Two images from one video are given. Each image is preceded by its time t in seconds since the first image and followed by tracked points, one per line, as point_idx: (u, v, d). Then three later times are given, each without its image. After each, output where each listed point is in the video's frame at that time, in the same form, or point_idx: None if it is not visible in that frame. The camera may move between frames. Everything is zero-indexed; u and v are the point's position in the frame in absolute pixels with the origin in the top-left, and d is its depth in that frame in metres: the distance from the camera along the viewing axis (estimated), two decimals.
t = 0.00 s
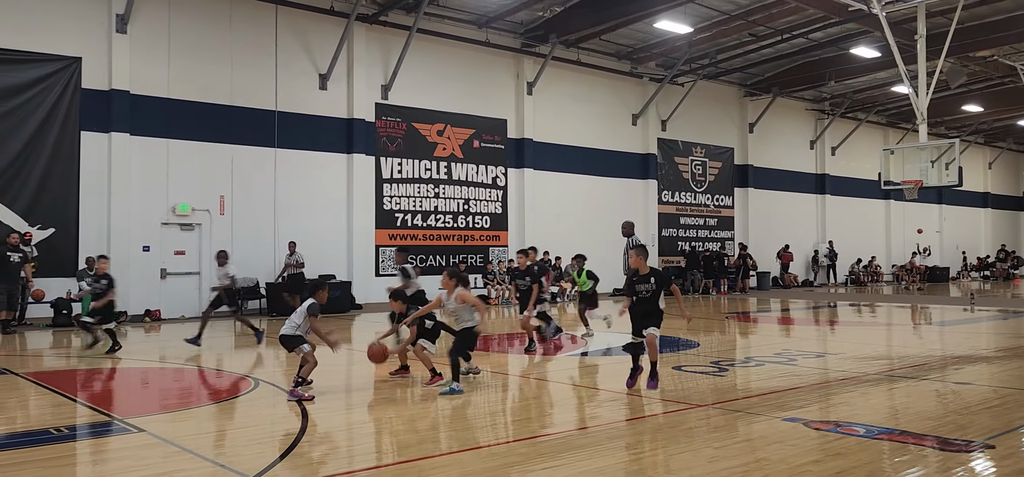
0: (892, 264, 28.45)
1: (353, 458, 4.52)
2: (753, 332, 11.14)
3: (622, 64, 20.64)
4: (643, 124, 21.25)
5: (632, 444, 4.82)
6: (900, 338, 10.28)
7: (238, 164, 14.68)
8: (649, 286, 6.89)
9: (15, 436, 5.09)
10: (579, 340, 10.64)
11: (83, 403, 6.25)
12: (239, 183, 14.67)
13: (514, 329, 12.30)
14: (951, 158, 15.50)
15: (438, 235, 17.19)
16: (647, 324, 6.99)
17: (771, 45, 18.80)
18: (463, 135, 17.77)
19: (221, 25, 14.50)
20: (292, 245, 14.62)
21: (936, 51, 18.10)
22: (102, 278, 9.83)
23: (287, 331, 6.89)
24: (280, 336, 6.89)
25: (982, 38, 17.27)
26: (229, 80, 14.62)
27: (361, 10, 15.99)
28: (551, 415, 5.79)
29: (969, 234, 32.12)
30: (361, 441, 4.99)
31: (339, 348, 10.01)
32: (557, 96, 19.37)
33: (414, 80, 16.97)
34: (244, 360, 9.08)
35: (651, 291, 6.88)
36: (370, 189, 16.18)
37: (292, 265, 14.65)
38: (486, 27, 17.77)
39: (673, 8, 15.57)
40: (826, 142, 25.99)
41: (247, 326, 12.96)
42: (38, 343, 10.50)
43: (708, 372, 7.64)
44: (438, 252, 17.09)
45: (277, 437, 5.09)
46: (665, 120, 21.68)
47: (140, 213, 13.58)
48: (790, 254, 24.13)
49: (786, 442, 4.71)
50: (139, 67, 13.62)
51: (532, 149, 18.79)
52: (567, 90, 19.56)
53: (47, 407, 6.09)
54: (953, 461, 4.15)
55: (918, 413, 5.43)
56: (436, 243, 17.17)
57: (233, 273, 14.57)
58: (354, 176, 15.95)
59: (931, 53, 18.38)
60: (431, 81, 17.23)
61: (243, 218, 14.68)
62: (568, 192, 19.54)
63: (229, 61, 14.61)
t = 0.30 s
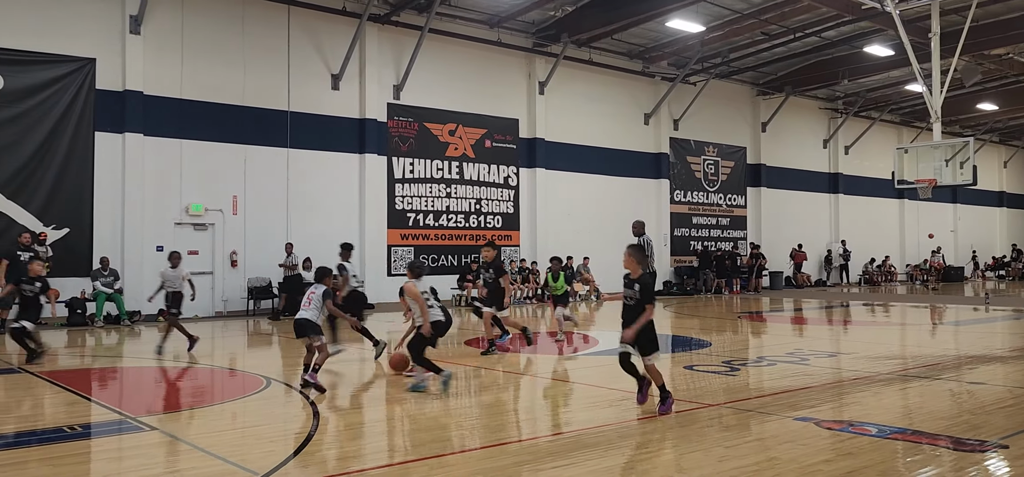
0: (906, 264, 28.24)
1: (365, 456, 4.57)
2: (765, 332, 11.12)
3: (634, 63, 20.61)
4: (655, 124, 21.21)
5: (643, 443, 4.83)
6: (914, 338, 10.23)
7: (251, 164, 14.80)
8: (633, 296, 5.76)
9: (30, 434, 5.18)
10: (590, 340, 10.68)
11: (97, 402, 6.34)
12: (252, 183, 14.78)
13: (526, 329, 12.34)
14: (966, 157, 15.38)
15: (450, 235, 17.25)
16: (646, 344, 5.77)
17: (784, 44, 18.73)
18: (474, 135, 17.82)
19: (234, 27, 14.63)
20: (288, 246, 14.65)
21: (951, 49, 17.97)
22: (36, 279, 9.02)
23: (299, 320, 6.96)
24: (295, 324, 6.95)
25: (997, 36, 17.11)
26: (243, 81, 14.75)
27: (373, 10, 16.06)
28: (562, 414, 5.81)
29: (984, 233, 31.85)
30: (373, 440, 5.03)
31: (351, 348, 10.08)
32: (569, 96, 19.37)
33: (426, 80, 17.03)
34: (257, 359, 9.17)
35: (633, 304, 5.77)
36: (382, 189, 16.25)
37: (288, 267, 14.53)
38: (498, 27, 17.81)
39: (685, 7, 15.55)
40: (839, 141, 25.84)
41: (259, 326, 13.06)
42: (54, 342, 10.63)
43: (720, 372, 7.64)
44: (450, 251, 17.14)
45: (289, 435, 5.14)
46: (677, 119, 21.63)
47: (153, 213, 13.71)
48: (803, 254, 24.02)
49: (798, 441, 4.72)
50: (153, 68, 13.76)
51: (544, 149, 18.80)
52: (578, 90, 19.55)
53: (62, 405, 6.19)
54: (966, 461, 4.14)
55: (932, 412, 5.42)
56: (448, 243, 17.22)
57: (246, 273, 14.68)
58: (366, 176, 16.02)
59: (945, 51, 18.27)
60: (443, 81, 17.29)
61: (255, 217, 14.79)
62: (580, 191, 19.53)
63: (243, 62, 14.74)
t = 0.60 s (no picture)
0: (918, 263, 28.06)
1: (375, 455, 4.60)
2: (776, 331, 11.10)
3: (643, 62, 20.59)
4: (665, 123, 21.17)
5: (652, 442, 4.85)
6: (926, 337, 10.19)
7: (261, 164, 14.88)
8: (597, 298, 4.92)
9: (42, 431, 5.25)
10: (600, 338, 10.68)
11: (109, 400, 6.41)
12: (263, 183, 14.87)
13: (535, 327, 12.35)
14: (978, 156, 15.28)
15: (460, 234, 17.29)
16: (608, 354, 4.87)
17: (795, 42, 18.66)
18: (484, 134, 17.86)
19: (245, 26, 14.72)
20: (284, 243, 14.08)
21: (963, 48, 17.86)
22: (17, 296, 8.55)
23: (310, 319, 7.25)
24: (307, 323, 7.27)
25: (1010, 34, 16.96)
26: (253, 81, 14.84)
27: (383, 10, 16.12)
28: (571, 413, 5.83)
29: (997, 232, 31.62)
30: (383, 438, 5.06)
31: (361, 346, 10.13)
32: (578, 95, 19.36)
33: (436, 79, 17.08)
34: (268, 357, 9.24)
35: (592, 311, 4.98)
36: (391, 188, 16.31)
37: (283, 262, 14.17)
38: (508, 26, 17.84)
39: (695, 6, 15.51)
40: (851, 140, 25.71)
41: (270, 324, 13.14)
42: (66, 341, 10.74)
43: (729, 371, 7.64)
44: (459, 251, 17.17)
45: (299, 433, 5.18)
46: (687, 118, 21.60)
47: (164, 213, 13.81)
48: (814, 253, 23.91)
49: (808, 440, 4.72)
50: (165, 69, 13.87)
51: (553, 148, 18.81)
52: (588, 89, 19.54)
53: (74, 403, 6.26)
54: (978, 460, 4.14)
55: (944, 412, 5.40)
56: (457, 242, 17.26)
57: (257, 272, 14.78)
58: (376, 175, 16.08)
59: (957, 50, 18.17)
60: (452, 80, 17.32)
61: (266, 217, 14.87)
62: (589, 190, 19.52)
63: (254, 62, 14.83)
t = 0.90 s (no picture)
0: (928, 263, 27.90)
1: (383, 452, 4.64)
2: (784, 331, 11.07)
3: (652, 61, 20.56)
4: (673, 122, 21.14)
5: (660, 441, 4.86)
6: (936, 337, 10.14)
7: (270, 163, 14.95)
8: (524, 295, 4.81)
9: (53, 428, 5.31)
10: (608, 337, 10.69)
11: (120, 397, 6.47)
12: (272, 182, 14.94)
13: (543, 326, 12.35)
14: (989, 155, 15.17)
15: (467, 233, 17.32)
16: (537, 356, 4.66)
17: (804, 41, 18.60)
18: (492, 133, 17.88)
19: (254, 26, 14.79)
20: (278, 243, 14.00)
21: (973, 46, 17.75)
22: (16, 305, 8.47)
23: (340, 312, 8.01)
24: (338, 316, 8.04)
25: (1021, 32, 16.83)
26: (262, 80, 14.91)
27: (391, 9, 16.16)
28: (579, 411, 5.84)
29: (1007, 232, 31.43)
30: (388, 436, 5.08)
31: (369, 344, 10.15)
32: (586, 94, 19.34)
33: (444, 78, 17.10)
34: (276, 355, 9.29)
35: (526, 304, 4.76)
36: (400, 187, 16.36)
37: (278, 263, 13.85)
38: (516, 25, 17.85)
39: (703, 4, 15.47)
40: (860, 139, 25.60)
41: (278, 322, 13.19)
42: (76, 339, 10.82)
43: (737, 370, 7.63)
44: (467, 249, 17.20)
45: (307, 431, 5.21)
46: (696, 117, 21.56)
47: (174, 211, 13.90)
48: (823, 252, 23.81)
49: (816, 440, 4.72)
50: (174, 68, 13.95)
51: (562, 147, 18.82)
52: (596, 87, 19.52)
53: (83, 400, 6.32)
54: (987, 460, 4.13)
55: (954, 411, 5.39)
56: (465, 241, 17.29)
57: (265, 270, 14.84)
58: (384, 173, 16.12)
59: (967, 48, 18.07)
60: (460, 79, 17.33)
61: (275, 215, 14.94)
62: (597, 189, 19.51)
63: (262, 61, 14.89)
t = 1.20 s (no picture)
0: (933, 261, 27.82)
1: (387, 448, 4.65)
2: (788, 329, 11.06)
3: (656, 58, 20.51)
4: (678, 119, 21.11)
5: (664, 438, 4.87)
6: (941, 335, 10.12)
7: (275, 159, 14.98)
8: (466, 299, 4.52)
9: (58, 423, 5.32)
10: (612, 335, 10.71)
11: (124, 393, 6.49)
12: (276, 178, 14.97)
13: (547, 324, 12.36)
14: (995, 153, 15.11)
15: (472, 230, 17.33)
16: (447, 356, 4.33)
17: (809, 38, 18.54)
18: (497, 130, 17.86)
19: (258, 23, 14.80)
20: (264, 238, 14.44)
21: (980, 44, 17.68)
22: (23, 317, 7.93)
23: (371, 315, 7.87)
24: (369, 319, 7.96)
25: None
26: (267, 76, 14.93)
27: (396, 6, 16.15)
28: (583, 408, 5.85)
29: (1013, 230, 31.34)
30: (391, 432, 5.09)
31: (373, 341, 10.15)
32: (590, 91, 19.32)
33: (448, 75, 17.09)
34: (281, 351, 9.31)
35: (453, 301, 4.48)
36: (404, 184, 16.38)
37: (263, 259, 14.33)
38: (521, 22, 17.83)
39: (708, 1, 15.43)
40: (865, 137, 25.52)
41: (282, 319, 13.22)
42: (81, 334, 10.86)
43: (741, 367, 7.62)
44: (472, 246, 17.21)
45: (310, 427, 5.22)
46: (701, 114, 21.51)
47: (179, 208, 13.94)
48: (828, 250, 23.76)
49: (819, 437, 4.72)
50: (179, 65, 13.97)
51: (566, 145, 18.81)
52: (600, 84, 19.49)
53: (88, 395, 6.34)
54: (991, 458, 4.12)
55: (958, 410, 5.38)
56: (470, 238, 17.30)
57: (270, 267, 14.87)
58: (388, 170, 16.13)
59: (974, 46, 18.00)
60: (464, 76, 17.32)
61: (280, 212, 14.97)
62: (601, 187, 19.49)
63: (266, 57, 14.90)
